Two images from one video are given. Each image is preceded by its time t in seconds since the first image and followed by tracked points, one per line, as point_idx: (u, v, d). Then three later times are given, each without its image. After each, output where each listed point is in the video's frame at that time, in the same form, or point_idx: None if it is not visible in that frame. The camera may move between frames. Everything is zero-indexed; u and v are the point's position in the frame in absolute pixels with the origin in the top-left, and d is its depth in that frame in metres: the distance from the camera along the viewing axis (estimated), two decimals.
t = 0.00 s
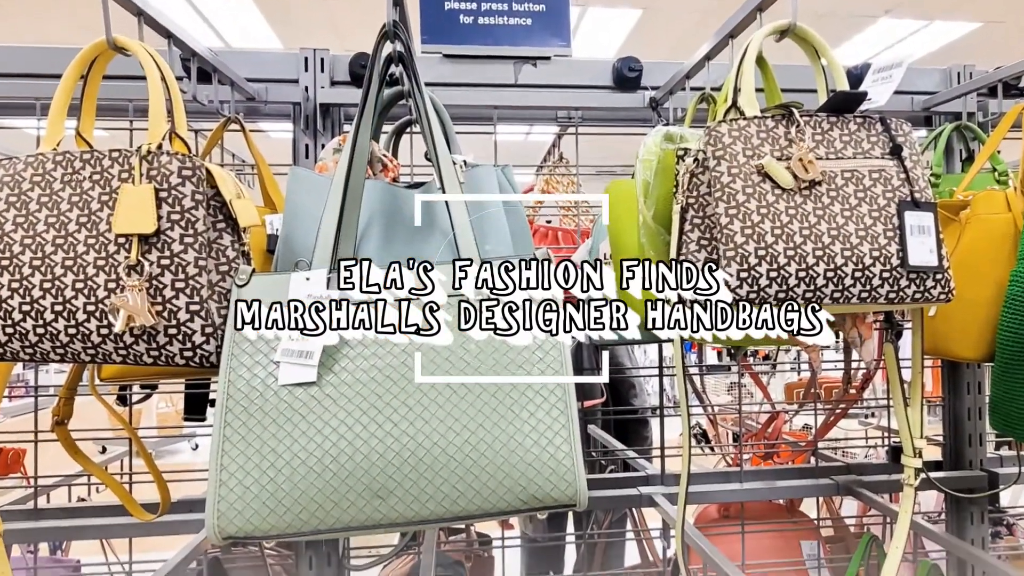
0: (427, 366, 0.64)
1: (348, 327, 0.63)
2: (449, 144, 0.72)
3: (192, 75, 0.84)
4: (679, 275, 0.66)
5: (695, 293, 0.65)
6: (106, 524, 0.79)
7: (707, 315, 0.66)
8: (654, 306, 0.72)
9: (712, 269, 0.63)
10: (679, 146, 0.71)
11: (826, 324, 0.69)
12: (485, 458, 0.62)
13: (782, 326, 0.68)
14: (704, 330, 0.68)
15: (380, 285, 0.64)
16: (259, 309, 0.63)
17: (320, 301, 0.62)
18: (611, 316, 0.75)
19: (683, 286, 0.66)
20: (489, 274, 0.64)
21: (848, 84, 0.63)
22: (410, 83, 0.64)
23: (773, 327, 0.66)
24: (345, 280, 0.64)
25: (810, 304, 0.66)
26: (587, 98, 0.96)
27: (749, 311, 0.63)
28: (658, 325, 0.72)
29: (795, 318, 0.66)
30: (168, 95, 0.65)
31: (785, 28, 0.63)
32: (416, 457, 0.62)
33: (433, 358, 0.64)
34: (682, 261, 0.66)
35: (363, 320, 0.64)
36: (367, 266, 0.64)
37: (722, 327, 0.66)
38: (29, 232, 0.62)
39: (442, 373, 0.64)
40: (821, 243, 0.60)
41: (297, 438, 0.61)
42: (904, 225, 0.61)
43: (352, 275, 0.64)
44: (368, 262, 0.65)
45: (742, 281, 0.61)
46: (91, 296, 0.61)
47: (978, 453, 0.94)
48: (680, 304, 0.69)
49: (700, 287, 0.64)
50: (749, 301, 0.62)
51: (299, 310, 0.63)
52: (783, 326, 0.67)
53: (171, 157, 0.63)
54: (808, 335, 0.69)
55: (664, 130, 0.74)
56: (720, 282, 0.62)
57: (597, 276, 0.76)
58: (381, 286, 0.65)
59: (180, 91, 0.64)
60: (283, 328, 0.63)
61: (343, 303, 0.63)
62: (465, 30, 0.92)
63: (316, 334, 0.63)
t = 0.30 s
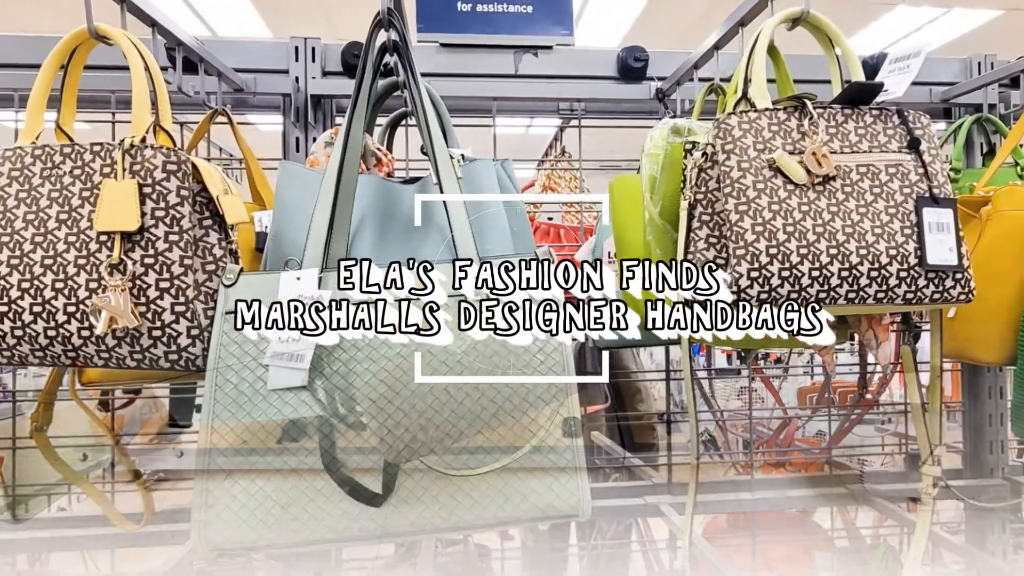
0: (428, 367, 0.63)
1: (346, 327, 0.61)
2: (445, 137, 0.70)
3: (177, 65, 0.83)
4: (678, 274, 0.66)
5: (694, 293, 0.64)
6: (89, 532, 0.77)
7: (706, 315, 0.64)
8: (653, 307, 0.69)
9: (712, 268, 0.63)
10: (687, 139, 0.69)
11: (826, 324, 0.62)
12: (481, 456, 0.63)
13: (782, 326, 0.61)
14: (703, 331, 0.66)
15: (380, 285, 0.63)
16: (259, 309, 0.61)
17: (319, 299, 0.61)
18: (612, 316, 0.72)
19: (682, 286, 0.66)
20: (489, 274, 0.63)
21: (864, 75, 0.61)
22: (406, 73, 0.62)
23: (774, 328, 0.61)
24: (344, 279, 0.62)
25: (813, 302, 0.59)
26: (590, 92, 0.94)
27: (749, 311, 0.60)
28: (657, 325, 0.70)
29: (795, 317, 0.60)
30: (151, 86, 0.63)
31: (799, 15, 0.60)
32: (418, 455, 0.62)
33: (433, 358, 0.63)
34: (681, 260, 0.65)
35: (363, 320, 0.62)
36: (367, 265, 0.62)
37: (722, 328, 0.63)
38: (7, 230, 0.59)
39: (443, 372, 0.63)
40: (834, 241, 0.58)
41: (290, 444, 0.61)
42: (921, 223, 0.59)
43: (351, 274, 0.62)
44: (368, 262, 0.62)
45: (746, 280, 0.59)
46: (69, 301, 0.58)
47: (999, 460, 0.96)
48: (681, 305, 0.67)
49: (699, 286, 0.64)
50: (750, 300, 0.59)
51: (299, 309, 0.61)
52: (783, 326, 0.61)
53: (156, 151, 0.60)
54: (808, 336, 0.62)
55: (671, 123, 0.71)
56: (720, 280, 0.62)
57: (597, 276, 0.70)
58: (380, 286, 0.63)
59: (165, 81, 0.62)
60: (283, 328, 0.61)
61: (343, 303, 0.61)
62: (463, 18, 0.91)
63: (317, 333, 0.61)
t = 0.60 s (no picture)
0: (430, 365, 0.62)
1: (346, 328, 0.64)
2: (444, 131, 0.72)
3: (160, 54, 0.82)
4: (679, 274, 0.68)
5: (695, 292, 0.66)
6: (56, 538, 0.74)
7: (705, 315, 0.67)
8: (654, 307, 0.73)
9: (712, 269, 0.63)
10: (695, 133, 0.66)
11: (827, 325, 0.66)
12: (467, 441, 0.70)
13: (783, 326, 0.66)
14: (702, 331, 0.69)
15: (380, 284, 0.64)
16: (259, 309, 0.64)
17: (318, 301, 0.64)
18: (612, 316, 0.72)
19: (683, 285, 0.67)
20: (489, 273, 0.64)
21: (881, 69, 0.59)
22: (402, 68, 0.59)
23: (774, 327, 0.66)
24: (348, 279, 0.64)
25: (812, 304, 0.63)
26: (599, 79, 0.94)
27: (749, 311, 0.65)
28: (658, 324, 0.74)
29: (795, 317, 0.65)
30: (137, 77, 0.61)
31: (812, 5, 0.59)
32: (417, 452, 0.65)
33: (436, 356, 0.62)
34: (681, 262, 0.66)
35: (363, 319, 0.63)
36: (366, 266, 0.64)
37: (721, 327, 0.67)
38: None
39: (443, 373, 0.63)
40: (851, 239, 0.56)
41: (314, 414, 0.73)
42: (944, 223, 0.57)
43: (352, 274, 0.64)
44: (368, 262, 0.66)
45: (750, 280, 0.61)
46: (53, 297, 0.57)
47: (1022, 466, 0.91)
48: (679, 305, 0.70)
49: (700, 287, 0.65)
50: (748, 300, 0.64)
51: (298, 311, 0.65)
52: (784, 327, 0.66)
53: (138, 144, 0.57)
54: (809, 336, 0.67)
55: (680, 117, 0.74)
56: (721, 281, 0.63)
57: (596, 276, 0.70)
58: (381, 286, 0.64)
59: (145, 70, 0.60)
60: (282, 328, 0.65)
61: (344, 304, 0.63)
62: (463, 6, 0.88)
63: (316, 334, 0.66)
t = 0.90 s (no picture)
0: (430, 365, 0.59)
1: (345, 328, 0.64)
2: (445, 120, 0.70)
3: (144, 41, 0.86)
4: (679, 275, 0.74)
5: (696, 292, 0.70)
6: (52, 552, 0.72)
7: (705, 315, 0.67)
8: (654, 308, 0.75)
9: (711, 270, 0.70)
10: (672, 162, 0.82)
11: (827, 324, 0.65)
12: (464, 446, 0.67)
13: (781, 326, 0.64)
14: (701, 331, 0.68)
15: (380, 285, 0.57)
16: (260, 309, 0.62)
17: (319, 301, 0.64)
18: (612, 316, 0.70)
19: (683, 286, 0.74)
20: (489, 273, 0.60)
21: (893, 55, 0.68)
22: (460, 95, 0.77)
23: (774, 328, 0.64)
24: (348, 279, 0.62)
25: (812, 304, 0.63)
26: (611, 72, 0.88)
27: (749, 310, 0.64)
28: (658, 324, 0.75)
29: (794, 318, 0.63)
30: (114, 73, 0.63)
31: None
32: (413, 458, 0.63)
33: (434, 356, 0.59)
34: (682, 263, 0.73)
35: (362, 319, 0.60)
36: (367, 265, 0.59)
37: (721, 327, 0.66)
38: None
39: (442, 374, 0.60)
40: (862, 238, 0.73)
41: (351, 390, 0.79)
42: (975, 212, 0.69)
43: (352, 274, 0.62)
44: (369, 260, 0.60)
45: (760, 280, 0.67)
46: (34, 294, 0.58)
47: None
48: (679, 305, 0.72)
49: (701, 286, 0.69)
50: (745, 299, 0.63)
51: (298, 310, 0.65)
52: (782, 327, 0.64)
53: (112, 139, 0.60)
54: (808, 336, 0.65)
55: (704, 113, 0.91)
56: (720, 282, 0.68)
57: (596, 277, 0.68)
58: (381, 286, 0.57)
59: (128, 67, 0.63)
60: (282, 328, 0.64)
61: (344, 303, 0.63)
62: None
63: (316, 334, 0.67)
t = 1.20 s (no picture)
0: (429, 366, 0.57)
1: (346, 329, 0.59)
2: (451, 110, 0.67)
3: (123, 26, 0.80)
4: (679, 275, 0.71)
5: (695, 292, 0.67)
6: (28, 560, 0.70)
7: (705, 315, 0.64)
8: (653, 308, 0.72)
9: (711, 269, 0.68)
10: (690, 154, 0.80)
11: (826, 324, 0.61)
12: (462, 451, 0.64)
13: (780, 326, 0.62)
14: (700, 332, 0.66)
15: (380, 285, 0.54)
16: (260, 308, 0.60)
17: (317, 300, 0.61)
18: (612, 316, 0.67)
19: (683, 285, 0.71)
20: (489, 273, 0.57)
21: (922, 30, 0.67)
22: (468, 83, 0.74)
23: (774, 328, 0.61)
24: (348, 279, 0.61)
25: (810, 304, 0.60)
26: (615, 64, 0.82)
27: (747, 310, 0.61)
28: (658, 324, 0.72)
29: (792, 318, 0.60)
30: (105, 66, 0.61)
31: None
32: (410, 464, 0.60)
33: (432, 357, 0.57)
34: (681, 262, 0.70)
35: (362, 319, 0.55)
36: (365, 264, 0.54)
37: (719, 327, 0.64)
38: None
39: (441, 375, 0.58)
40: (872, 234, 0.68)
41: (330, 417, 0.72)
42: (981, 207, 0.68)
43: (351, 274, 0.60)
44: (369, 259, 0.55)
45: (767, 279, 0.65)
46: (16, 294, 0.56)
47: None
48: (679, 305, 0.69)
49: (699, 286, 0.67)
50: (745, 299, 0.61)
51: (298, 309, 0.62)
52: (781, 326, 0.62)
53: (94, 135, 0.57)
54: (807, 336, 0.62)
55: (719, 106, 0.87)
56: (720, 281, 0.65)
57: (597, 276, 0.65)
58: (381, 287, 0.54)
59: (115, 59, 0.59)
60: (283, 328, 0.62)
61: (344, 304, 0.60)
62: None
63: (317, 333, 0.64)
